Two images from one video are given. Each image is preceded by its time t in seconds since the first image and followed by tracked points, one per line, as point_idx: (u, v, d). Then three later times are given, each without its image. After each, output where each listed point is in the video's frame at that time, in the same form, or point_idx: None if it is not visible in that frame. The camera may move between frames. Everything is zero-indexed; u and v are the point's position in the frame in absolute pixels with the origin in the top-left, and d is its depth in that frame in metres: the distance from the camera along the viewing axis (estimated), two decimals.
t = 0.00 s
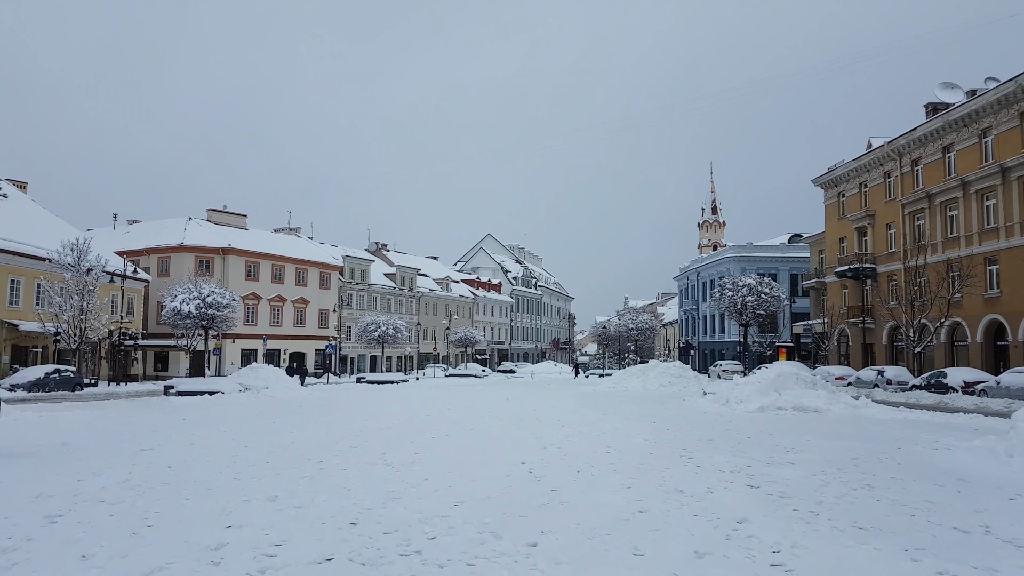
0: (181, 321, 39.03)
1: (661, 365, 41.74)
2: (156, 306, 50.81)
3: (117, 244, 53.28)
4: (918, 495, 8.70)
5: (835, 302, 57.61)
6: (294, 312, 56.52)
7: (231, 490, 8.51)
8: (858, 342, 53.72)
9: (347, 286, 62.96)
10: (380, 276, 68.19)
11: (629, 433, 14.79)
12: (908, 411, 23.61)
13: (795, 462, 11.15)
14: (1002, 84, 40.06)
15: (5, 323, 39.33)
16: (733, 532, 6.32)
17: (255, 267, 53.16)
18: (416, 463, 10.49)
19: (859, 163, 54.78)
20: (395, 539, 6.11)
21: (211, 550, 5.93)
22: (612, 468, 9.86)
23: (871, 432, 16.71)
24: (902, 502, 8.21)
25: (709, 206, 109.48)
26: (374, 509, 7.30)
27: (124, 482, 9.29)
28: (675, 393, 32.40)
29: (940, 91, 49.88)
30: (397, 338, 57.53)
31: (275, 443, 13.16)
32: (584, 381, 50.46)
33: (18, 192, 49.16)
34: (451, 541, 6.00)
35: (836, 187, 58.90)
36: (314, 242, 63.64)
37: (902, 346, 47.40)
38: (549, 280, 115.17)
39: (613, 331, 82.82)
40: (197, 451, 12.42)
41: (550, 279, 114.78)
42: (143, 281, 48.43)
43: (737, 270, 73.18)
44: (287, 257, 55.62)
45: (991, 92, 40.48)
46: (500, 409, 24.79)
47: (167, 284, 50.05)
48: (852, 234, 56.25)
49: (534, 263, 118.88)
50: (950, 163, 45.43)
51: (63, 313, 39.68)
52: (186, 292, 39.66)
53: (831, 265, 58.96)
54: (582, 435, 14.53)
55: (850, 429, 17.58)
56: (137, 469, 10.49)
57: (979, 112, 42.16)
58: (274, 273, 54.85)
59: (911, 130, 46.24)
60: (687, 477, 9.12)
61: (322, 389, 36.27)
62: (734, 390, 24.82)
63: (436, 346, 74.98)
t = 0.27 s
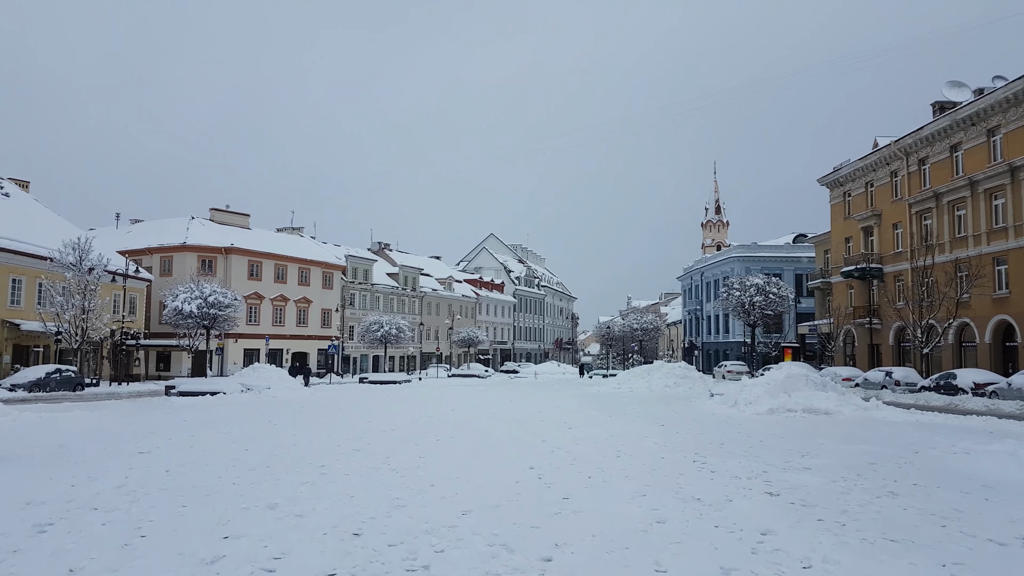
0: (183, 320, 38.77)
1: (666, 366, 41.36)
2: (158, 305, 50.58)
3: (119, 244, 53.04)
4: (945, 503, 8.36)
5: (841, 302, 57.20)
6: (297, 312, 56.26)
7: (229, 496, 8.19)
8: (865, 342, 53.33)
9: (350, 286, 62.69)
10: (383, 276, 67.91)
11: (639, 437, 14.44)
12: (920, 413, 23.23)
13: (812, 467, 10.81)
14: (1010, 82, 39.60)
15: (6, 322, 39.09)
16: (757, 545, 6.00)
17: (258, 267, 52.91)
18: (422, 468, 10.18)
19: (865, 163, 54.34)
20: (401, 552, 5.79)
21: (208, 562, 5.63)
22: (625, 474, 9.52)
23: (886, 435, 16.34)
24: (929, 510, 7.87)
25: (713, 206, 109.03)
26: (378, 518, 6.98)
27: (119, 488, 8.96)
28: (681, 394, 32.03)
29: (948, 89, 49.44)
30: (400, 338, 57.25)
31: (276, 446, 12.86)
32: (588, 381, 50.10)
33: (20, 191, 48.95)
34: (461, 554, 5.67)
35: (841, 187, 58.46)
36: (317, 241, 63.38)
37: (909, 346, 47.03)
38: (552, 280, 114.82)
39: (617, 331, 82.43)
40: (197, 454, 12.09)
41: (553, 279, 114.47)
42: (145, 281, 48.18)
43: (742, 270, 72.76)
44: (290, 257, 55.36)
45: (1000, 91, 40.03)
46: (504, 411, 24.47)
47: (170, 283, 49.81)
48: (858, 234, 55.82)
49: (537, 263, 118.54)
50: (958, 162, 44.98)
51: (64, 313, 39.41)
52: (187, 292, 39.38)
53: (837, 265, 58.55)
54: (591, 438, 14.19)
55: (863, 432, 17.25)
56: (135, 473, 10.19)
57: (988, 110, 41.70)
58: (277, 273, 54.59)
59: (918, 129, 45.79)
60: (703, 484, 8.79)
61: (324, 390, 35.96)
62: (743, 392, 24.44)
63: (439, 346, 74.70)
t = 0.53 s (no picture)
0: (186, 320, 38.56)
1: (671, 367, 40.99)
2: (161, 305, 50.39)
3: (122, 244, 52.85)
4: (975, 509, 8.05)
5: (848, 302, 56.79)
6: (300, 312, 56.04)
7: (232, 502, 7.90)
8: (872, 343, 52.94)
9: (354, 286, 62.42)
10: (387, 276, 67.67)
11: (651, 439, 14.08)
12: (932, 415, 22.88)
13: (833, 471, 10.49)
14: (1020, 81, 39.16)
15: (9, 322, 38.90)
16: (788, 556, 5.71)
17: (261, 267, 52.69)
18: (431, 472, 9.88)
19: (872, 162, 53.93)
20: (413, 563, 5.52)
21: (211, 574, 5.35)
22: (641, 478, 9.21)
23: (902, 438, 16.00)
24: (960, 518, 7.56)
25: (717, 206, 108.60)
26: (387, 526, 6.71)
27: (118, 492, 8.68)
28: (688, 395, 31.68)
29: (956, 88, 49.02)
30: (404, 338, 57.00)
31: (280, 448, 12.58)
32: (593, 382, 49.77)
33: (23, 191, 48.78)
34: (478, 567, 5.38)
35: (848, 186, 58.05)
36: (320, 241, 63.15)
37: (917, 347, 46.64)
38: (556, 280, 114.50)
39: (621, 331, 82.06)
40: (199, 457, 11.81)
41: (556, 280, 114.10)
42: (148, 281, 47.98)
43: (747, 270, 72.34)
44: (293, 257, 55.15)
45: (1009, 89, 39.60)
46: (510, 412, 24.15)
47: (173, 284, 49.61)
48: (865, 234, 55.38)
49: (540, 263, 118.20)
50: (967, 161, 44.56)
51: (67, 313, 39.21)
52: (190, 291, 39.17)
53: (843, 265, 58.14)
54: (602, 441, 13.83)
55: (877, 434, 16.92)
56: (135, 477, 9.92)
57: (997, 109, 41.27)
58: (280, 273, 54.37)
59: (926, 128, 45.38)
60: (722, 489, 8.48)
61: (327, 391, 35.68)
62: (752, 393, 24.10)
63: (443, 347, 74.44)
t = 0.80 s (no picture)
0: (187, 320, 38.30)
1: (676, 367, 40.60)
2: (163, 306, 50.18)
3: (124, 244, 52.61)
4: (1005, 515, 7.73)
5: (853, 302, 56.40)
6: (303, 312, 55.80)
7: (232, 509, 7.60)
8: (878, 343, 52.56)
9: (356, 286, 62.11)
10: (389, 276, 67.37)
11: (662, 441, 13.74)
12: (944, 415, 22.50)
13: (851, 475, 10.16)
14: None
15: (10, 322, 38.66)
16: (821, 568, 5.40)
17: (263, 267, 52.42)
18: (438, 476, 9.58)
19: (878, 160, 53.52)
20: None
21: None
22: (654, 482, 8.89)
23: (918, 438, 15.65)
24: (994, 525, 7.21)
25: (720, 205, 108.17)
26: (395, 534, 6.42)
27: (114, 497, 8.37)
28: (694, 395, 31.34)
29: (963, 86, 48.61)
30: (407, 338, 56.72)
31: (282, 451, 12.30)
32: (596, 382, 49.44)
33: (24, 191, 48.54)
34: None
35: (853, 185, 57.65)
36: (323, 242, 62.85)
37: (923, 346, 46.25)
38: (558, 280, 114.20)
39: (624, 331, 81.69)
40: (199, 460, 11.52)
41: (559, 280, 113.75)
42: (149, 281, 47.76)
43: (751, 269, 71.93)
44: (295, 257, 54.87)
45: (1018, 86, 39.14)
46: (515, 413, 23.83)
47: (175, 284, 49.38)
48: (871, 233, 55.01)
49: (542, 263, 117.87)
50: (974, 159, 44.12)
51: (68, 313, 38.98)
52: (191, 291, 38.90)
53: (849, 264, 57.76)
54: (612, 443, 13.51)
55: (891, 435, 16.55)
56: (133, 480, 9.65)
57: (1005, 107, 40.83)
58: (283, 273, 54.11)
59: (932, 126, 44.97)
60: (742, 495, 8.16)
61: (330, 391, 35.37)
62: (760, 393, 23.75)
63: (445, 347, 74.18)
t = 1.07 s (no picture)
0: (187, 319, 38.01)
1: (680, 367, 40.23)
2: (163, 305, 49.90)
3: (124, 243, 52.35)
4: None
5: (857, 301, 56.04)
6: (304, 311, 55.51)
7: (228, 515, 7.30)
8: (883, 342, 52.25)
9: (357, 285, 61.79)
10: (391, 275, 67.05)
11: (672, 443, 13.43)
12: (955, 416, 22.13)
13: (869, 478, 9.83)
14: None
15: (9, 322, 38.38)
16: None
17: (264, 266, 52.13)
18: (442, 480, 9.28)
19: (882, 158, 53.12)
20: None
21: None
22: (667, 487, 8.57)
23: (931, 440, 15.31)
24: None
25: (722, 204, 107.75)
26: (398, 544, 6.11)
27: (106, 503, 8.07)
28: (699, 395, 30.99)
29: (969, 83, 48.20)
30: (408, 338, 56.41)
31: (281, 454, 11.98)
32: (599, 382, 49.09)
33: (24, 190, 48.28)
34: None
35: (858, 184, 57.26)
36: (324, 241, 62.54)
37: (929, 346, 45.87)
38: (560, 280, 113.84)
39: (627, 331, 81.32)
40: (197, 463, 11.22)
41: (561, 279, 113.38)
42: (150, 280, 47.47)
43: (754, 269, 71.54)
44: (296, 256, 54.57)
45: None
46: (519, 414, 23.49)
47: (175, 283, 49.10)
48: (875, 231, 54.64)
49: (544, 262, 117.51)
50: (980, 157, 43.71)
51: (68, 313, 38.68)
52: (191, 291, 38.61)
53: (853, 263, 57.39)
54: (620, 444, 13.19)
55: (903, 437, 16.21)
56: (127, 484, 9.34)
57: (1012, 104, 40.41)
58: (284, 272, 53.82)
59: (938, 123, 44.56)
60: (759, 500, 7.84)
61: (331, 391, 35.05)
62: (767, 394, 23.39)
63: (447, 346, 73.90)
